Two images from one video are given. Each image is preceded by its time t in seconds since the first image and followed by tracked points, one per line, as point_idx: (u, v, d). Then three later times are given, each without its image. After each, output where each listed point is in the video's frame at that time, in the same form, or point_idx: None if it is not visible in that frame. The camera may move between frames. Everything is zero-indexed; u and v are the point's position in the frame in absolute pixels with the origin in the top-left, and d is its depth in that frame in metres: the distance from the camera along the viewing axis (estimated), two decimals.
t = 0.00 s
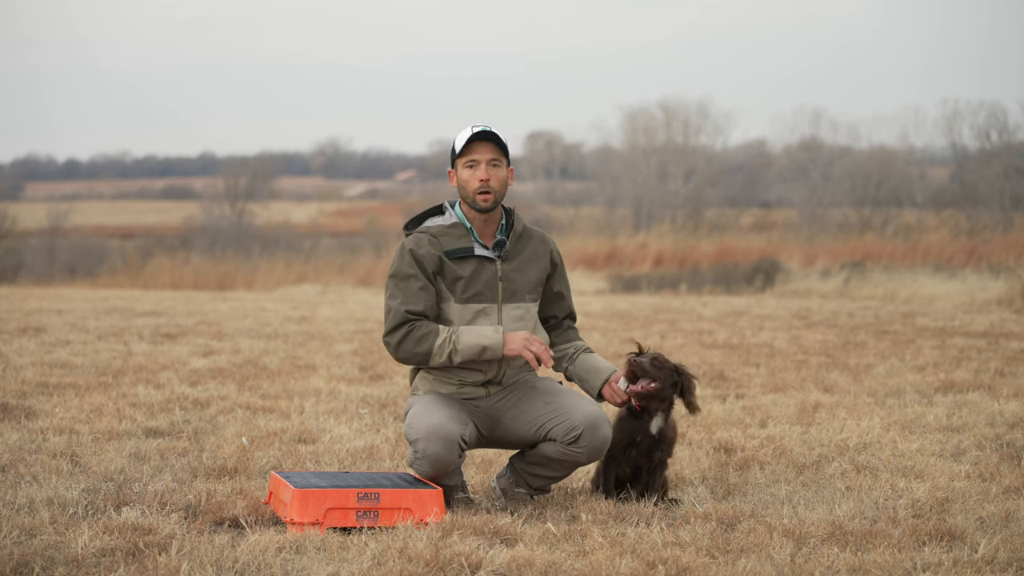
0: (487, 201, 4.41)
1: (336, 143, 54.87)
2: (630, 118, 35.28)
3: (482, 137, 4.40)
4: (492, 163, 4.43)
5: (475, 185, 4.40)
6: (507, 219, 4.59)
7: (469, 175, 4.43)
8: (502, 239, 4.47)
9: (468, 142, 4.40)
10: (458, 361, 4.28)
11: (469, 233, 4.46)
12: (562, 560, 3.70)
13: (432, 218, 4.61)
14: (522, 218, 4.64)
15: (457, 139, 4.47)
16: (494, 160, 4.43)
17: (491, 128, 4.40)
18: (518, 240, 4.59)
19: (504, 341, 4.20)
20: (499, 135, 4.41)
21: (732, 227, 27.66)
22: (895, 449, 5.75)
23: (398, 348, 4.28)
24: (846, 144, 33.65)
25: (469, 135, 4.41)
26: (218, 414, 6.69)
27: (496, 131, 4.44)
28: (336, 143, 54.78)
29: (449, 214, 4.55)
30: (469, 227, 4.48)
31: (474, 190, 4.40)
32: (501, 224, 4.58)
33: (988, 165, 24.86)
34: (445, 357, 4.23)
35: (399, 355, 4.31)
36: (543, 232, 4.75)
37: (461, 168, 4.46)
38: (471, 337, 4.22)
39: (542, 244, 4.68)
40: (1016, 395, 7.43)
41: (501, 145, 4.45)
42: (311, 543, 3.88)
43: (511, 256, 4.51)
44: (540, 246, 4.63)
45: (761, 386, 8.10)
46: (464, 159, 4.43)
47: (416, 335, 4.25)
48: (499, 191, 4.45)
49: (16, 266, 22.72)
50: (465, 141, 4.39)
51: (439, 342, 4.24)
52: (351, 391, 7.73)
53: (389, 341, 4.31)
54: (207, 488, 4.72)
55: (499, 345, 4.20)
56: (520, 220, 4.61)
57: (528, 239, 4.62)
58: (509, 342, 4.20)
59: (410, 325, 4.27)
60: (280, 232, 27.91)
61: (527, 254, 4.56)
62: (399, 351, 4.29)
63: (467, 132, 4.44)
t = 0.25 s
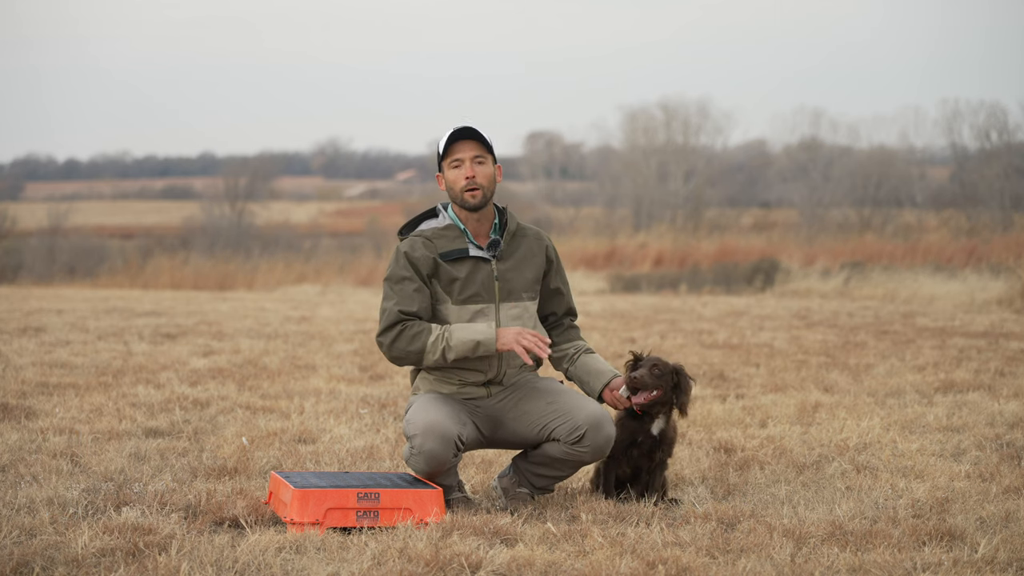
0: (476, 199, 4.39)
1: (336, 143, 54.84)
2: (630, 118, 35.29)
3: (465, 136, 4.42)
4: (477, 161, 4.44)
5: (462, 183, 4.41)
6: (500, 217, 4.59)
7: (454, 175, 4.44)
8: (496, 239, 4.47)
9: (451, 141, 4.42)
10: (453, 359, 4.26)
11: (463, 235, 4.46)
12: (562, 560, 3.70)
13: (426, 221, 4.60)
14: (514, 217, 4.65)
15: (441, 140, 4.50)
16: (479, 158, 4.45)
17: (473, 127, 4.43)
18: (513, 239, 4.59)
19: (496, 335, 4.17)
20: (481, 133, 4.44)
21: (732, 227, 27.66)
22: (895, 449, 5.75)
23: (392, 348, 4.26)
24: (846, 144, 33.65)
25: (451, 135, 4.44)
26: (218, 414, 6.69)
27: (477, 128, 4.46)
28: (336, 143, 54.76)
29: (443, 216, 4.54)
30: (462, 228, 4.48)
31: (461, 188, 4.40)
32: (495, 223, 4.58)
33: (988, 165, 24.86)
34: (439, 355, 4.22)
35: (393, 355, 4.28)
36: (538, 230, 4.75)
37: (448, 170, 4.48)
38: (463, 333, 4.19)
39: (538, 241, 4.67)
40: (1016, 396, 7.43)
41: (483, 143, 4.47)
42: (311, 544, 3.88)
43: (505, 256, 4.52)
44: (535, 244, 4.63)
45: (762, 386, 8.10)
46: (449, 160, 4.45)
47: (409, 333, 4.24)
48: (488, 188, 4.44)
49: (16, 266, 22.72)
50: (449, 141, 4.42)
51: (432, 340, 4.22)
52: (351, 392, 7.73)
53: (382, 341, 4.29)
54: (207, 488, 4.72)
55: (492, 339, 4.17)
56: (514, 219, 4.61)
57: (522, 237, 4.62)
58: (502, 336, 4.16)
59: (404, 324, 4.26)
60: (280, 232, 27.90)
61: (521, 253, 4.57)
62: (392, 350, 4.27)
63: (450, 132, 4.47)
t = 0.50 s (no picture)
0: (470, 199, 4.39)
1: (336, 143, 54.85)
2: (630, 118, 35.30)
3: (459, 138, 4.41)
4: (472, 162, 4.43)
5: (457, 185, 4.40)
6: (496, 216, 4.59)
7: (449, 176, 4.44)
8: (492, 239, 4.47)
9: (445, 143, 4.42)
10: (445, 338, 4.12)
11: (459, 236, 4.47)
12: (562, 560, 3.70)
13: (423, 223, 4.60)
14: (511, 215, 4.64)
15: (436, 142, 4.50)
16: (474, 159, 4.44)
17: (468, 128, 4.42)
18: (510, 238, 4.60)
19: (469, 293, 3.95)
20: (476, 134, 4.42)
21: (732, 227, 27.66)
22: (895, 449, 5.75)
23: (389, 348, 4.25)
24: (846, 144, 33.64)
25: (446, 137, 4.43)
26: (218, 414, 6.69)
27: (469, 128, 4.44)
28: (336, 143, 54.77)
29: (439, 217, 4.54)
30: (458, 229, 4.48)
31: (456, 190, 4.40)
32: (491, 222, 4.58)
33: (988, 165, 24.85)
34: (430, 334, 4.09)
35: (390, 354, 4.28)
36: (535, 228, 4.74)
37: (442, 171, 4.47)
38: (442, 303, 4.02)
39: (535, 239, 4.66)
40: (1016, 396, 7.43)
41: (476, 140, 4.44)
42: (311, 543, 3.88)
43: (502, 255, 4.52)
44: (533, 242, 4.63)
45: (761, 386, 8.10)
46: (443, 162, 4.45)
47: (399, 330, 4.22)
48: (483, 189, 4.44)
49: (16, 266, 22.73)
50: (443, 143, 4.41)
51: (419, 325, 4.14)
52: (351, 391, 7.73)
53: (379, 342, 4.30)
54: (207, 488, 4.72)
55: (467, 298, 3.95)
56: (510, 218, 4.61)
57: (519, 236, 4.62)
58: (472, 292, 3.92)
59: (397, 324, 4.25)
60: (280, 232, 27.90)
61: (518, 252, 4.57)
62: (390, 351, 4.27)
63: (444, 134, 4.46)
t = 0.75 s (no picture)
0: (473, 202, 4.40)
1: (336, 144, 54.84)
2: (630, 118, 35.30)
3: (463, 139, 4.41)
4: (475, 164, 4.44)
5: (460, 187, 4.41)
6: (499, 218, 4.59)
7: (452, 178, 4.46)
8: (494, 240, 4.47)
9: (449, 144, 4.42)
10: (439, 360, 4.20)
11: (462, 236, 4.46)
12: (562, 560, 3.70)
13: (426, 223, 4.60)
14: (514, 217, 4.65)
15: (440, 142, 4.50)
16: (477, 161, 4.45)
17: (471, 130, 4.41)
18: (512, 239, 4.59)
19: (466, 326, 4.02)
20: (479, 136, 4.42)
21: (732, 227, 27.66)
22: (895, 449, 5.75)
23: (389, 354, 4.32)
24: (846, 144, 33.63)
25: (450, 138, 4.43)
26: (218, 414, 6.69)
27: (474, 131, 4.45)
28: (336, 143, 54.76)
29: (442, 218, 4.54)
30: (460, 230, 4.48)
31: (459, 192, 4.41)
32: (494, 224, 4.58)
33: (988, 165, 24.85)
34: (426, 355, 4.16)
35: (390, 360, 4.34)
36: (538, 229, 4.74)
37: (446, 172, 4.48)
38: (439, 329, 4.08)
39: (538, 240, 4.66)
40: (1016, 396, 7.43)
41: (481, 145, 4.45)
42: (311, 543, 3.88)
43: (504, 256, 4.51)
44: (535, 244, 4.63)
45: (761, 386, 8.10)
46: (447, 163, 4.46)
47: (398, 338, 4.29)
48: (486, 191, 4.45)
49: (16, 266, 22.72)
50: (447, 144, 4.41)
51: (417, 341, 4.20)
52: (351, 391, 7.73)
53: (379, 347, 4.36)
54: (207, 488, 4.72)
55: (464, 331, 4.02)
56: (513, 219, 4.61)
57: (522, 237, 4.62)
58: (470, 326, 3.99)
59: (396, 332, 4.31)
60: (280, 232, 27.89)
61: (521, 254, 4.57)
62: (389, 358, 4.33)
63: (448, 135, 4.46)
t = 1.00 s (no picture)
0: (477, 201, 4.40)
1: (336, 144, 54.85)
2: (630, 118, 35.30)
3: (468, 138, 4.40)
4: (480, 164, 4.43)
5: (464, 186, 4.41)
6: (503, 218, 4.59)
7: (457, 176, 4.44)
8: (496, 240, 4.47)
9: (454, 143, 4.41)
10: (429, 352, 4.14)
11: (464, 235, 4.47)
12: (562, 560, 3.70)
13: (429, 221, 4.61)
14: (518, 217, 4.64)
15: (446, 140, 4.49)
16: (482, 161, 4.44)
17: (477, 129, 4.40)
18: (515, 239, 4.59)
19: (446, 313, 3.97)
20: (485, 135, 4.41)
21: (732, 227, 27.66)
22: (895, 449, 5.75)
23: (385, 350, 4.31)
24: (846, 144, 33.64)
25: (456, 137, 4.42)
26: (218, 414, 6.69)
27: (480, 130, 4.43)
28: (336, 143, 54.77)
29: (446, 216, 4.56)
30: (463, 229, 4.49)
31: (463, 190, 4.41)
32: (497, 224, 4.58)
33: (988, 165, 24.85)
34: (414, 347, 4.11)
35: (386, 355, 4.33)
36: (541, 231, 4.74)
37: (450, 170, 4.47)
38: (423, 320, 4.04)
39: (540, 242, 4.66)
40: (1016, 396, 7.43)
41: (487, 143, 4.43)
42: (311, 544, 3.88)
43: (506, 256, 4.51)
44: (538, 245, 4.62)
45: (762, 386, 8.10)
46: (452, 162, 4.45)
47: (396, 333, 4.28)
48: (490, 190, 4.44)
49: (16, 266, 22.72)
50: (451, 143, 4.40)
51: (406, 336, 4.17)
52: (351, 391, 7.73)
53: (376, 342, 4.36)
54: (206, 488, 4.72)
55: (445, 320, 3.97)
56: (517, 219, 4.60)
57: (525, 238, 4.61)
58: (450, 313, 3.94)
59: (394, 327, 4.30)
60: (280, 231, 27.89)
61: (523, 254, 4.56)
62: (386, 353, 4.31)
63: (454, 134, 4.45)
